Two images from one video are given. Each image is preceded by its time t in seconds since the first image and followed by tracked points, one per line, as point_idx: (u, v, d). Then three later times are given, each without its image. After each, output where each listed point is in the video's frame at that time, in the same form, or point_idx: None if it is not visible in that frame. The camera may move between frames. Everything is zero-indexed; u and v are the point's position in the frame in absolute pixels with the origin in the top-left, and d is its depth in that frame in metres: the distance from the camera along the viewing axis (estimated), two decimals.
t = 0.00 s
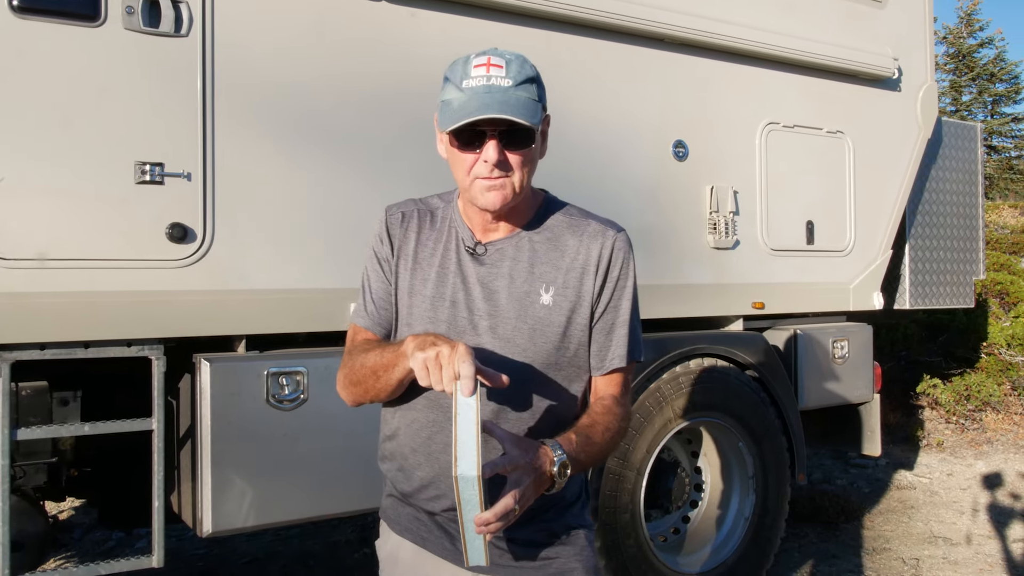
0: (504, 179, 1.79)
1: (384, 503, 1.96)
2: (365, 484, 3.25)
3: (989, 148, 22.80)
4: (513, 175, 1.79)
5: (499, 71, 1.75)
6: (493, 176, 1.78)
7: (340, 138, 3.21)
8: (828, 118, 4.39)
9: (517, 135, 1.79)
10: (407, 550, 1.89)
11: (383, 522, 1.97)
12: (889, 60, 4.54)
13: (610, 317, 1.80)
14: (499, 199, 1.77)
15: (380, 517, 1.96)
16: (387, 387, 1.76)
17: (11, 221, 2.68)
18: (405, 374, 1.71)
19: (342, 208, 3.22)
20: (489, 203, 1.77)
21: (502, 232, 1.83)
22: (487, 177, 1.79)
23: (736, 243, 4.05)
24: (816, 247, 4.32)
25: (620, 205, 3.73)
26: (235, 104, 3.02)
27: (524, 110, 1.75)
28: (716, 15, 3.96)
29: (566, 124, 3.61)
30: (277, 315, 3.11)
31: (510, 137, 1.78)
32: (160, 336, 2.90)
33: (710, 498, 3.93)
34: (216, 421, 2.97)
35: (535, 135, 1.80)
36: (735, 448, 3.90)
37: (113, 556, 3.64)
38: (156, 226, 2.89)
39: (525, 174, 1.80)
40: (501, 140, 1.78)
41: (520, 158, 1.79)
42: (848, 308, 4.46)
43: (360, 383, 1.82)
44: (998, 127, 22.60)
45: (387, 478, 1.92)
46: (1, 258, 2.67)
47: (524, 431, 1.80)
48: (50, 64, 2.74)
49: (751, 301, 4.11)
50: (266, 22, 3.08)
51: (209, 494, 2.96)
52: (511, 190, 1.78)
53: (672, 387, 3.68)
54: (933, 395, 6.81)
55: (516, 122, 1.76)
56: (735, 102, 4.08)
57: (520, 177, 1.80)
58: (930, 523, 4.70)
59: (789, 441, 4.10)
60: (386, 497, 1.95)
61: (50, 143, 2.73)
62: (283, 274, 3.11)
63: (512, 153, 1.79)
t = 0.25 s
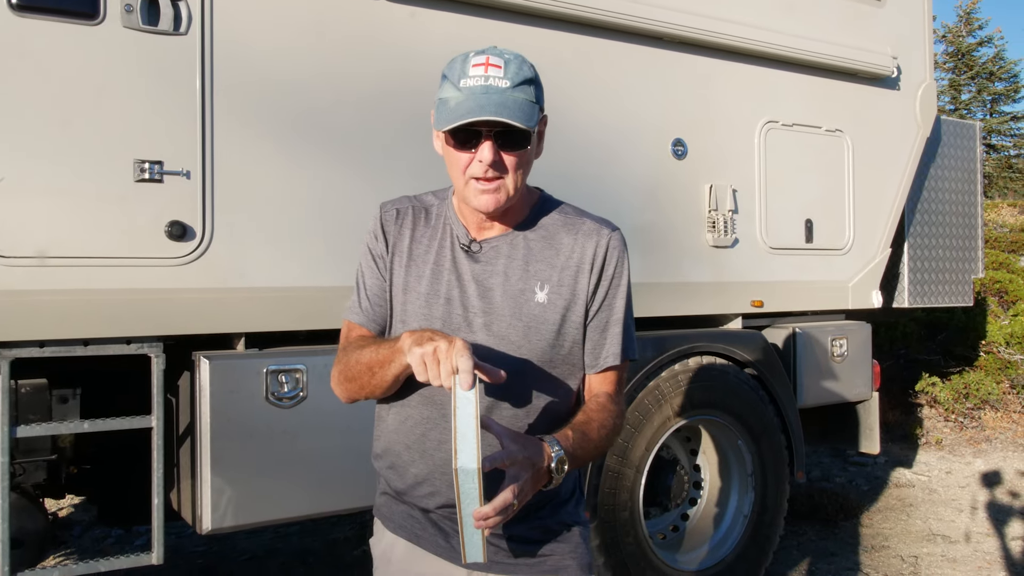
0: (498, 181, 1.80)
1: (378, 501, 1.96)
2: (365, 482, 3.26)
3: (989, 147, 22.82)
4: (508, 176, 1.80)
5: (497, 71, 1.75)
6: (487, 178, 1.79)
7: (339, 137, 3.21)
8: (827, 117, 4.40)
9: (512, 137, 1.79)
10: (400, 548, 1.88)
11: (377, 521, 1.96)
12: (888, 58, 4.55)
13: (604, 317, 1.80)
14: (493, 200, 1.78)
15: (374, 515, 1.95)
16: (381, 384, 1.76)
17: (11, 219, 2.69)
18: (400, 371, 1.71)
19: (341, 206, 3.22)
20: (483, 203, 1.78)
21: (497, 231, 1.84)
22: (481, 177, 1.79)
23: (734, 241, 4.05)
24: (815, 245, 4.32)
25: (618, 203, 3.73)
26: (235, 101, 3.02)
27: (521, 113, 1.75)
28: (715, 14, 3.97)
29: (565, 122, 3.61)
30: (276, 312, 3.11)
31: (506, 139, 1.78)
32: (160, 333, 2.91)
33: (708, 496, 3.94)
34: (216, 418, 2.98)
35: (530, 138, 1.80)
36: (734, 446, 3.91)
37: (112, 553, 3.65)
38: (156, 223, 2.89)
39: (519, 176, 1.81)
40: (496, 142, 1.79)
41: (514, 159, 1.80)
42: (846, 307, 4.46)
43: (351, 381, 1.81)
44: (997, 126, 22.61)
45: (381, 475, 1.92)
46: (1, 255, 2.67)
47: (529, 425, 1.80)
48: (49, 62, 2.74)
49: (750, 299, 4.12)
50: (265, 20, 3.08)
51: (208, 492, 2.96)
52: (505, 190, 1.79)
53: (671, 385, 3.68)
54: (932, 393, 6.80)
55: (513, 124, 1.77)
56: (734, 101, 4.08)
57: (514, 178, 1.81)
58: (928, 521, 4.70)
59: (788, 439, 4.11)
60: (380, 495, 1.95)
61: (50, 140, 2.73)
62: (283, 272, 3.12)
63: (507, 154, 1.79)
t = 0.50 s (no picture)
0: (495, 176, 1.79)
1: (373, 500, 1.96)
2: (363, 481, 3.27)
3: (988, 146, 22.83)
4: (504, 171, 1.80)
5: (495, 68, 1.75)
6: (484, 173, 1.79)
7: (337, 135, 3.21)
8: (826, 115, 4.39)
9: (509, 133, 1.79)
10: (395, 546, 1.89)
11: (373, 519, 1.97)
12: (887, 57, 4.54)
13: (599, 314, 1.81)
14: (490, 196, 1.78)
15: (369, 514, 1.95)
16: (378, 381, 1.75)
17: (9, 217, 2.69)
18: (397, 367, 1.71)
19: (340, 204, 3.22)
20: (480, 198, 1.78)
21: (492, 228, 1.83)
22: (478, 173, 1.79)
23: (733, 239, 4.05)
24: (814, 243, 4.32)
25: (617, 201, 3.73)
26: (233, 100, 3.02)
27: (518, 110, 1.75)
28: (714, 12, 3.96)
29: (564, 120, 3.61)
30: (274, 311, 3.11)
31: (503, 136, 1.79)
32: (158, 332, 2.91)
33: (707, 494, 3.94)
34: (215, 416, 2.98)
35: (527, 135, 1.80)
36: (733, 445, 3.90)
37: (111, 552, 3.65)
38: (154, 221, 2.89)
39: (515, 172, 1.81)
40: (493, 138, 1.79)
41: (511, 155, 1.80)
42: (845, 305, 4.46)
43: (346, 378, 1.80)
44: (997, 124, 22.61)
45: (376, 474, 1.92)
46: None
47: (527, 423, 1.80)
48: (48, 60, 2.74)
49: (749, 297, 4.11)
50: (263, 17, 3.08)
51: (207, 490, 2.96)
52: (501, 186, 1.79)
53: (670, 383, 3.68)
54: (931, 392, 6.76)
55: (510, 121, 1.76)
56: (733, 99, 4.08)
57: (511, 175, 1.81)
58: (927, 519, 4.70)
59: (787, 437, 4.11)
60: (376, 494, 1.96)
61: (48, 138, 2.73)
62: (281, 270, 3.12)
63: (504, 150, 1.79)
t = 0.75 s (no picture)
0: (494, 171, 1.79)
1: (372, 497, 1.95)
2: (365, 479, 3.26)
3: (989, 144, 22.83)
4: (504, 166, 1.80)
5: (495, 64, 1.75)
6: (483, 168, 1.79)
7: (338, 133, 3.21)
8: (827, 113, 4.39)
9: (511, 129, 1.79)
10: (395, 543, 1.88)
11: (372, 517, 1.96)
12: (888, 55, 4.54)
13: (598, 310, 1.81)
14: (489, 190, 1.78)
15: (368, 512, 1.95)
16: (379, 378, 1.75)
17: (11, 216, 2.68)
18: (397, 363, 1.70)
19: (342, 202, 3.22)
20: (479, 192, 1.78)
21: (491, 224, 1.83)
22: (477, 167, 1.79)
23: (734, 238, 4.05)
24: (815, 242, 4.32)
25: (618, 199, 3.72)
26: (234, 98, 3.02)
27: (518, 106, 1.75)
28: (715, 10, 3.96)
29: (565, 119, 3.60)
30: (276, 309, 3.11)
31: (502, 131, 1.79)
32: (159, 330, 2.91)
33: (708, 493, 3.94)
34: (216, 415, 2.98)
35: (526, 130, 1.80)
36: (734, 443, 3.90)
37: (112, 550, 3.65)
38: (156, 220, 2.89)
39: (514, 167, 1.81)
40: (492, 132, 1.79)
41: (510, 150, 1.80)
42: (846, 303, 4.46)
43: (346, 375, 1.79)
44: (997, 123, 22.61)
45: (376, 471, 1.92)
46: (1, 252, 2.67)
47: (529, 418, 1.80)
48: (49, 59, 2.74)
49: (750, 296, 4.11)
50: (264, 15, 3.08)
51: (208, 489, 2.96)
52: (500, 181, 1.79)
53: (671, 381, 3.68)
54: (932, 390, 6.79)
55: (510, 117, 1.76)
56: (734, 97, 4.07)
57: (510, 169, 1.81)
58: (928, 518, 4.71)
59: (788, 436, 4.11)
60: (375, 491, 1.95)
61: (49, 137, 2.73)
62: (283, 268, 3.11)
63: (503, 145, 1.80)
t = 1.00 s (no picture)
0: (489, 167, 1.79)
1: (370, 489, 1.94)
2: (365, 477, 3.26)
3: (988, 142, 22.83)
4: (499, 163, 1.79)
5: (491, 62, 1.75)
6: (478, 164, 1.78)
7: (337, 131, 3.20)
8: (826, 112, 4.39)
9: (509, 127, 1.79)
10: (395, 534, 1.87)
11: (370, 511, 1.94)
12: (888, 53, 4.54)
13: (591, 305, 1.81)
14: (483, 186, 1.78)
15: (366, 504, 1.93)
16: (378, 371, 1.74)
17: (9, 214, 2.68)
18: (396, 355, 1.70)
19: (341, 200, 3.22)
20: (473, 189, 1.77)
21: (486, 221, 1.83)
22: (473, 163, 1.79)
23: (734, 235, 4.05)
24: (814, 240, 4.32)
25: (618, 197, 3.72)
26: (233, 96, 3.01)
27: (513, 104, 1.75)
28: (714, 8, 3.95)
29: (565, 116, 3.60)
30: (275, 307, 3.11)
31: (497, 128, 1.78)
32: (158, 328, 2.90)
33: (707, 490, 3.95)
34: (215, 413, 2.97)
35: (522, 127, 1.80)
36: (733, 440, 3.90)
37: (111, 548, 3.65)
38: (154, 218, 2.88)
39: (510, 164, 1.80)
40: (488, 129, 1.78)
41: (506, 147, 1.79)
42: (845, 301, 4.46)
43: (344, 369, 1.78)
44: (997, 121, 22.61)
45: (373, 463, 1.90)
46: None
47: (527, 411, 1.80)
48: (47, 56, 2.73)
49: (750, 294, 4.11)
50: (262, 13, 3.07)
51: (208, 486, 2.96)
52: (495, 178, 1.79)
53: (670, 378, 3.68)
54: (931, 387, 6.81)
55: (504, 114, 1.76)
56: (733, 95, 4.07)
57: (505, 167, 1.80)
58: (927, 515, 4.71)
59: (788, 433, 4.11)
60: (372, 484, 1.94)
61: (48, 135, 2.72)
62: (281, 266, 3.11)
63: (498, 142, 1.79)
